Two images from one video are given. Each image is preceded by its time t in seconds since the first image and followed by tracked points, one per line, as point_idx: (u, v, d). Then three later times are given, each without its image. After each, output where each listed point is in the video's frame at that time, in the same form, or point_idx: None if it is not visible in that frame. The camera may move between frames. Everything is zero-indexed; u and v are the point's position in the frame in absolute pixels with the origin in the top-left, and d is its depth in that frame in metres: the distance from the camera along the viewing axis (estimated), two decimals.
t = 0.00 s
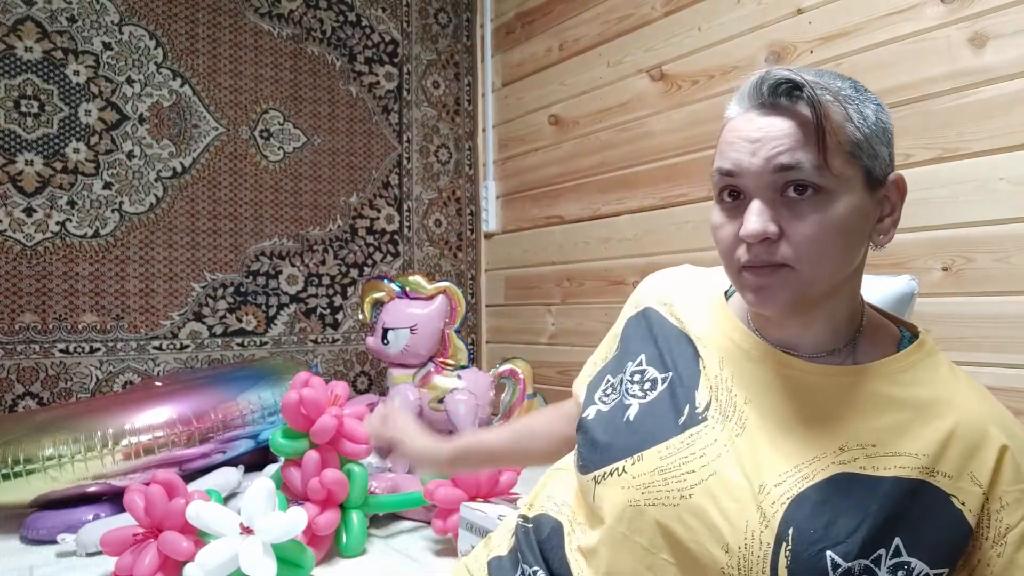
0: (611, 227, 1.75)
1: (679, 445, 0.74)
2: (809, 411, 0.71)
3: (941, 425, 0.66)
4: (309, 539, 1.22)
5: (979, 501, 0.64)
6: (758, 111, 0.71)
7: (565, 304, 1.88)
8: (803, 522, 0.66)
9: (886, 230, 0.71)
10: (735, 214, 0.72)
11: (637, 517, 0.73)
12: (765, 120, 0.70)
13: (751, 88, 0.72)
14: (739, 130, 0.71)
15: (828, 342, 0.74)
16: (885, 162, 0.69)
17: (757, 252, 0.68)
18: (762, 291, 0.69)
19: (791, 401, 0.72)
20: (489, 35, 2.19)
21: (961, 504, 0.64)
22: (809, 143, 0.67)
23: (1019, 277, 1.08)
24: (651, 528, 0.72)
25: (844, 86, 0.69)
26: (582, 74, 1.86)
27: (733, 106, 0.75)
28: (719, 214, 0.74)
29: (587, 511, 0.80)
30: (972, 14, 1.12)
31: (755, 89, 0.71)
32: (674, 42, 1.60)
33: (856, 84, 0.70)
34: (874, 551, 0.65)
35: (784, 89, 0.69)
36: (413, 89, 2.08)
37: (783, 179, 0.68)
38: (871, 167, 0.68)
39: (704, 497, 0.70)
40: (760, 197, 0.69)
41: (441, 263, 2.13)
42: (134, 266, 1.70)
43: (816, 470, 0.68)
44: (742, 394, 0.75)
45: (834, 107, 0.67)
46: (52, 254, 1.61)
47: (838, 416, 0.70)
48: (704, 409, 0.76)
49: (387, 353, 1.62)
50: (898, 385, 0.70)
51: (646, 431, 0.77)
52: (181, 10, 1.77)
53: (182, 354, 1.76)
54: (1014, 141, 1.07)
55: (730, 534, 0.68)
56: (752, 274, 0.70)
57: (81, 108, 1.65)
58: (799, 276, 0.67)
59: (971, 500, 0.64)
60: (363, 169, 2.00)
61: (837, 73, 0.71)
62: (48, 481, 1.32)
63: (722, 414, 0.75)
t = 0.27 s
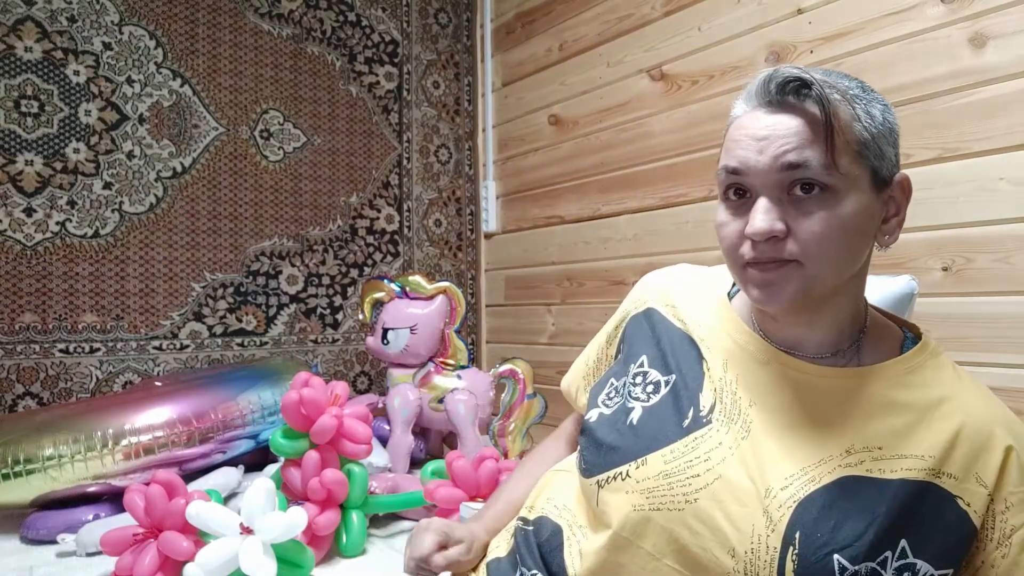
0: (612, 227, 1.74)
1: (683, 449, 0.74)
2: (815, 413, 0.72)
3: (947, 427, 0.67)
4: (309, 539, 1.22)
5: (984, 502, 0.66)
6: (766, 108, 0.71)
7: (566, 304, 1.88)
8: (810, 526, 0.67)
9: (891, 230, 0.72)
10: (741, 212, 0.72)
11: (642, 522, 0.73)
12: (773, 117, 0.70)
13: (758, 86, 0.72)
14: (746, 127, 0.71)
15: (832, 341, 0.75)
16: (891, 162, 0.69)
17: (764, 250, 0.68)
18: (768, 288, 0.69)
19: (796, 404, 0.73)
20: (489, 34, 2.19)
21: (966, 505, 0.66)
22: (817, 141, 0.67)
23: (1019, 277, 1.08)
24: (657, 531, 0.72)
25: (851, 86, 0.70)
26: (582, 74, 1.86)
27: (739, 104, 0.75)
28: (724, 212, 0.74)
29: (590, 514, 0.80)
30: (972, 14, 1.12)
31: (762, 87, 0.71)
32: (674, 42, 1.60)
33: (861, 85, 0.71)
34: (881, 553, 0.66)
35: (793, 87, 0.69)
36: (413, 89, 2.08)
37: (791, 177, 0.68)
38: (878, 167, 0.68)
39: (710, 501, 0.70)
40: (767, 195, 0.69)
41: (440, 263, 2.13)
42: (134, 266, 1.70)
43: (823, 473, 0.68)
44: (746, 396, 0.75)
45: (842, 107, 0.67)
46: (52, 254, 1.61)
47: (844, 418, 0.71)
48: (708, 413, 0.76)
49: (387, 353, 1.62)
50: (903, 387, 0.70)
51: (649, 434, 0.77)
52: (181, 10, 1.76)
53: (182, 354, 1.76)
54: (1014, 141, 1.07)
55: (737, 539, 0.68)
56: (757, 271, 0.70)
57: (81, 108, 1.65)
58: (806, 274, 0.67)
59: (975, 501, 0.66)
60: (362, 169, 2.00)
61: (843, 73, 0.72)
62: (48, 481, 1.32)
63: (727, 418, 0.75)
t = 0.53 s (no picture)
0: (611, 228, 1.74)
1: (686, 453, 0.74)
2: (818, 416, 0.72)
3: (950, 429, 0.67)
4: (309, 539, 1.22)
5: (987, 504, 0.65)
6: (773, 111, 0.70)
7: (565, 304, 1.88)
8: (813, 529, 0.67)
9: (895, 234, 0.72)
10: (747, 216, 0.71)
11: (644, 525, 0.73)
12: (781, 121, 0.69)
13: (765, 88, 0.72)
14: (753, 131, 0.71)
15: (836, 344, 0.75)
16: (898, 166, 0.69)
17: (770, 255, 0.68)
18: (774, 292, 0.69)
19: (799, 407, 0.73)
20: (488, 34, 2.19)
21: (969, 507, 0.66)
22: (825, 146, 0.67)
23: (1019, 277, 1.08)
24: (660, 535, 0.72)
25: (859, 89, 0.69)
26: (582, 74, 1.86)
27: (745, 105, 0.74)
28: (729, 215, 0.74)
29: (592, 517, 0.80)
30: (972, 14, 1.12)
31: (770, 89, 0.70)
32: (674, 42, 1.60)
33: (869, 88, 0.71)
34: (884, 556, 0.65)
35: (801, 90, 0.69)
36: (413, 89, 2.08)
37: (798, 182, 0.68)
38: (884, 172, 0.68)
39: (713, 506, 0.70)
40: (773, 200, 0.69)
41: (440, 263, 2.13)
42: (134, 266, 1.70)
43: (826, 476, 0.68)
44: (749, 400, 0.75)
45: (850, 111, 0.67)
46: (52, 254, 1.61)
47: (847, 421, 0.71)
48: (710, 417, 0.76)
49: (387, 353, 1.62)
50: (905, 389, 0.70)
51: (652, 439, 0.77)
52: (181, 10, 1.76)
53: (182, 354, 1.76)
54: (1014, 141, 1.07)
55: (740, 543, 0.68)
56: (762, 275, 0.70)
57: (81, 108, 1.65)
58: (812, 279, 0.67)
59: (979, 502, 0.66)
60: (363, 169, 2.00)
61: (850, 75, 0.71)
62: (48, 481, 1.32)
63: (729, 422, 0.75)
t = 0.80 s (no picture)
0: (611, 227, 1.74)
1: (686, 452, 0.74)
2: (817, 416, 0.72)
3: (948, 428, 0.67)
4: (309, 539, 1.22)
5: (986, 503, 0.66)
6: (771, 114, 0.70)
7: (565, 304, 1.88)
8: (812, 529, 0.67)
9: (893, 235, 0.72)
10: (745, 219, 0.71)
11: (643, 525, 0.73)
12: (778, 124, 0.69)
13: (763, 91, 0.72)
14: (751, 134, 0.71)
15: (835, 344, 0.75)
16: (895, 167, 0.69)
17: (769, 258, 0.68)
18: (773, 295, 0.69)
19: (798, 407, 0.73)
20: (489, 34, 2.19)
21: (968, 506, 0.66)
22: (822, 149, 0.67)
23: (1019, 277, 1.08)
24: (659, 535, 0.72)
25: (856, 90, 0.69)
26: (582, 74, 1.86)
27: (743, 108, 0.74)
28: (728, 218, 0.74)
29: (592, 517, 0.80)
30: (972, 14, 1.12)
31: (768, 92, 0.70)
32: (674, 42, 1.60)
33: (866, 89, 0.71)
34: (883, 555, 0.65)
35: (798, 93, 0.69)
36: (413, 89, 2.08)
37: (796, 184, 0.68)
38: (882, 174, 0.68)
39: (712, 505, 0.70)
40: (772, 202, 0.69)
41: (440, 263, 2.13)
42: (134, 266, 1.70)
43: (825, 476, 0.68)
44: (749, 400, 0.75)
45: (847, 113, 0.67)
46: (52, 254, 1.61)
47: (845, 421, 0.71)
48: (710, 417, 0.76)
49: (387, 353, 1.62)
50: (904, 389, 0.70)
51: (651, 439, 0.77)
52: (181, 10, 1.76)
53: (182, 354, 1.76)
54: (1014, 141, 1.08)
55: (740, 543, 0.68)
56: (761, 277, 0.70)
57: (81, 108, 1.65)
58: (811, 282, 0.67)
59: (977, 501, 0.66)
60: (363, 169, 2.00)
61: (847, 77, 0.71)
62: (48, 481, 1.32)
63: (728, 422, 0.75)
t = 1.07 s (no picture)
0: (611, 227, 1.74)
1: (686, 453, 0.74)
2: (816, 416, 0.72)
3: (947, 428, 0.68)
4: (309, 539, 1.22)
5: (985, 503, 0.66)
6: (769, 116, 0.70)
7: (565, 304, 1.88)
8: (812, 530, 0.67)
9: (892, 236, 0.72)
10: (743, 221, 0.71)
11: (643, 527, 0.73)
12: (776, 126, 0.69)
13: (761, 92, 0.72)
14: (749, 136, 0.71)
15: (834, 345, 0.75)
16: (894, 169, 0.69)
17: (768, 262, 0.68)
18: (771, 298, 0.69)
19: (798, 408, 0.73)
20: (489, 34, 2.19)
21: (967, 507, 0.66)
22: (821, 151, 0.67)
23: (1019, 277, 1.08)
24: (659, 536, 0.72)
25: (854, 92, 0.69)
26: (582, 73, 1.86)
27: (741, 109, 0.74)
28: (726, 220, 0.73)
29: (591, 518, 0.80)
30: (972, 14, 1.12)
31: (766, 94, 0.70)
32: (674, 42, 1.60)
33: (863, 90, 0.71)
34: (882, 556, 0.65)
35: (797, 95, 0.69)
36: (413, 89, 2.08)
37: (794, 187, 0.68)
38: (880, 175, 0.68)
39: (711, 506, 0.70)
40: (770, 205, 0.69)
41: (440, 262, 2.13)
42: (134, 266, 1.70)
43: (824, 477, 0.68)
44: (748, 402, 0.75)
45: (845, 115, 0.67)
46: (52, 255, 1.61)
47: (845, 421, 0.71)
48: (710, 418, 0.76)
49: (387, 353, 1.62)
50: (903, 389, 0.70)
51: (651, 440, 0.77)
52: (181, 10, 1.76)
53: (182, 354, 1.76)
54: (1014, 141, 1.08)
55: (739, 544, 0.68)
56: (759, 280, 0.70)
57: (81, 108, 1.65)
58: (809, 285, 0.68)
59: (977, 502, 0.66)
60: (363, 169, 2.00)
61: (845, 77, 0.71)
62: (48, 481, 1.32)
63: (727, 423, 0.75)
